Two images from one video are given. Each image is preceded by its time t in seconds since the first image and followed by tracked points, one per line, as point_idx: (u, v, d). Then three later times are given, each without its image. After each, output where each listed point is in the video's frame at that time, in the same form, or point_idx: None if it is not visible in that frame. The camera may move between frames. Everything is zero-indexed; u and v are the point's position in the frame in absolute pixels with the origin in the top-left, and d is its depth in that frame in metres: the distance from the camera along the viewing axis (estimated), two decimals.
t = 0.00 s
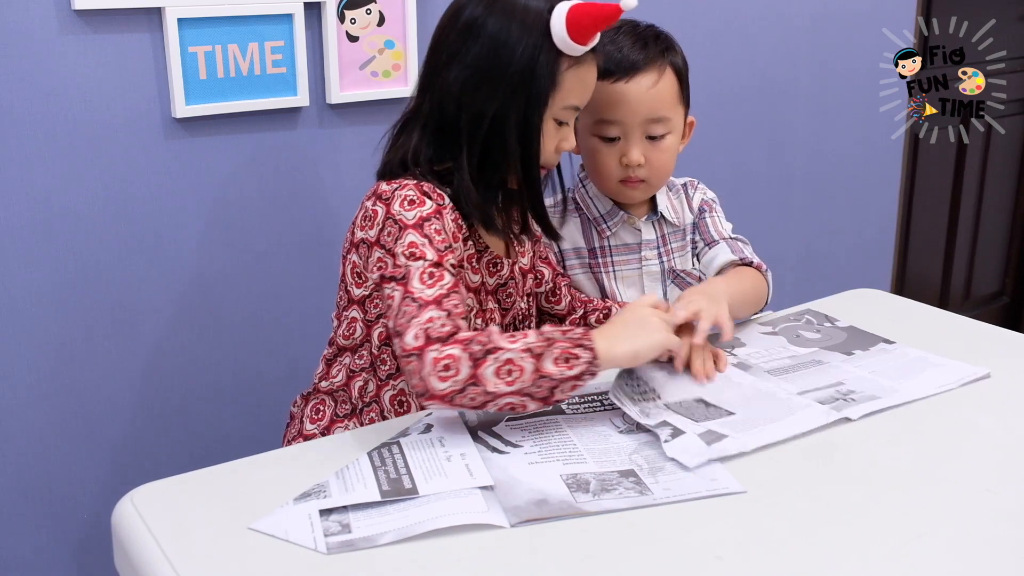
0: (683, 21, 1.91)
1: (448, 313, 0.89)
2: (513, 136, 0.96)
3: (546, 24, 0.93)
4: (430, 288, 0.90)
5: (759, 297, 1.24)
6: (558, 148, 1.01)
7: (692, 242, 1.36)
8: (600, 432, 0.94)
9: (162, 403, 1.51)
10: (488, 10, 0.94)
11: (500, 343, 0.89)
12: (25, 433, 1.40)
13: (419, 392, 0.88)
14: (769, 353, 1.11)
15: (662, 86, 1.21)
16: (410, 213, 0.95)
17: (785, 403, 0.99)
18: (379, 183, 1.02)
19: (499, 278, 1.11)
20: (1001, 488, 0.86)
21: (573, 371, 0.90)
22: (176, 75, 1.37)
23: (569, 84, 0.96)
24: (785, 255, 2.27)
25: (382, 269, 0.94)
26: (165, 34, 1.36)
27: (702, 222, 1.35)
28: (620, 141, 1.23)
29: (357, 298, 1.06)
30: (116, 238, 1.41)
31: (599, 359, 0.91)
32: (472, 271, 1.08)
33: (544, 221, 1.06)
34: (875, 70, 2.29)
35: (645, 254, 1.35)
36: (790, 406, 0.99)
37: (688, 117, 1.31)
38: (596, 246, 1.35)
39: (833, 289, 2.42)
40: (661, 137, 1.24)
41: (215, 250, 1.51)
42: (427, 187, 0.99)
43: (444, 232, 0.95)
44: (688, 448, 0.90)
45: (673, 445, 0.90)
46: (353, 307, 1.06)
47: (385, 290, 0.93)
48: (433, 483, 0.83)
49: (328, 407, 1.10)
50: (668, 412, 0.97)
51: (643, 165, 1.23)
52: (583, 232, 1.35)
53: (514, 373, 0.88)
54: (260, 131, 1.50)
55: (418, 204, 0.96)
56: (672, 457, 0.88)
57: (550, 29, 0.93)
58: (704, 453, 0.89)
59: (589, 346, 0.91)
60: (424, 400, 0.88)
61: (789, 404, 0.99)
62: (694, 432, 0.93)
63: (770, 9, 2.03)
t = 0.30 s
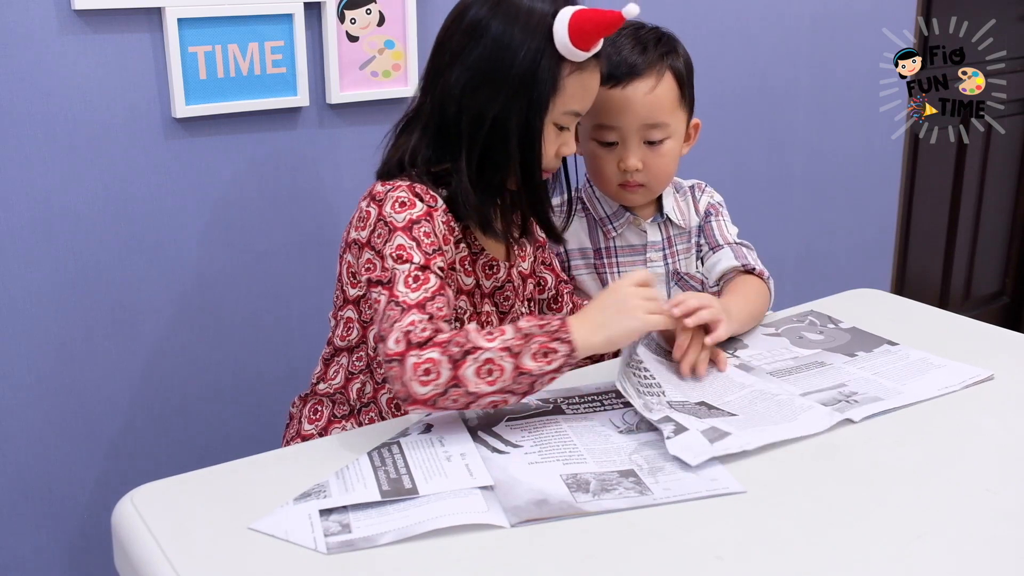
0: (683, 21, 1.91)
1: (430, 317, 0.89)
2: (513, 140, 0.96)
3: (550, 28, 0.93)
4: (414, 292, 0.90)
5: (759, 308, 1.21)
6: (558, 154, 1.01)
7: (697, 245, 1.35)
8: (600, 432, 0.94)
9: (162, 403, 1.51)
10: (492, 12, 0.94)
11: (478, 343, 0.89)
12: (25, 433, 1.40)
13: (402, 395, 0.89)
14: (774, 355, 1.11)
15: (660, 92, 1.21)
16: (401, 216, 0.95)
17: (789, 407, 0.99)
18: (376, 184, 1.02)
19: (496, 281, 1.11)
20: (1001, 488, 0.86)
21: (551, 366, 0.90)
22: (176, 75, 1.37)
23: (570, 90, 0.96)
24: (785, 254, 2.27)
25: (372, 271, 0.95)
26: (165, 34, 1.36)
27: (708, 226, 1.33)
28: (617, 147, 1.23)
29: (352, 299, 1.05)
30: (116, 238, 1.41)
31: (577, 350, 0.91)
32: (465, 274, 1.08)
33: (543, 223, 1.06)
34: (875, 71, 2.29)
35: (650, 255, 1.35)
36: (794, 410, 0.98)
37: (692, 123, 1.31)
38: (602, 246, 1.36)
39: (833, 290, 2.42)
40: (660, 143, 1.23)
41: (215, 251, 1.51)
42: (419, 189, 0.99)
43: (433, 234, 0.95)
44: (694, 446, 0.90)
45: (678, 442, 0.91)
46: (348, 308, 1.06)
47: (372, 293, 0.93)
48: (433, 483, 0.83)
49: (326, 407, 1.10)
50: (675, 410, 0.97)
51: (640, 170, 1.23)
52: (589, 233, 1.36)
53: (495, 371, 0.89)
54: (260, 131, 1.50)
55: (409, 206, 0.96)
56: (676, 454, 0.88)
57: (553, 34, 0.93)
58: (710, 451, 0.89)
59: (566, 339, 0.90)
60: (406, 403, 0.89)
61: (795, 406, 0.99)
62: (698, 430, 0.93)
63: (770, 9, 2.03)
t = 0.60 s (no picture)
0: (683, 20, 1.91)
1: (500, 283, 0.89)
2: (504, 133, 0.96)
3: (532, 17, 0.94)
4: (465, 262, 0.89)
5: (759, 305, 1.23)
6: (553, 144, 1.01)
7: (699, 245, 1.35)
8: (600, 433, 0.94)
9: (162, 403, 1.51)
10: (475, 6, 0.94)
11: (569, 310, 0.88)
12: (25, 433, 1.40)
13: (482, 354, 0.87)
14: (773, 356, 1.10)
15: (668, 94, 1.21)
16: (412, 202, 0.94)
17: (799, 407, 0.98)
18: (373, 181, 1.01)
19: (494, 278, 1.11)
20: (1001, 488, 0.85)
21: (646, 351, 0.88)
22: (176, 75, 1.37)
23: (560, 76, 0.97)
24: (785, 254, 2.27)
25: (397, 258, 0.93)
26: (165, 34, 1.36)
27: (711, 227, 1.34)
28: (623, 147, 1.23)
29: (355, 295, 1.05)
30: (116, 238, 1.41)
31: (673, 347, 0.89)
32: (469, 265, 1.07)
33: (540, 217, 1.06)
34: (875, 70, 2.29)
35: (652, 254, 1.35)
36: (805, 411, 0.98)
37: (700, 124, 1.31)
38: (604, 244, 1.35)
39: (833, 290, 2.42)
40: (665, 144, 1.23)
41: (215, 251, 1.51)
42: (422, 179, 0.97)
43: (449, 214, 0.95)
44: (727, 453, 0.88)
45: (708, 446, 0.89)
46: (351, 305, 1.06)
47: (410, 272, 0.91)
48: (433, 483, 0.83)
49: (322, 403, 1.09)
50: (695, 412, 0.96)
51: (646, 171, 1.23)
52: (591, 230, 1.35)
53: (585, 341, 0.87)
54: (260, 131, 1.50)
55: (417, 192, 0.95)
56: (708, 466, 0.87)
57: (537, 21, 0.94)
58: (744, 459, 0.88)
59: (665, 332, 0.89)
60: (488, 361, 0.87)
61: (800, 407, 0.99)
62: (723, 432, 0.92)
63: (770, 9, 2.03)
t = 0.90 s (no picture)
0: (683, 20, 1.91)
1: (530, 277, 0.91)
2: (509, 132, 0.96)
3: (535, 15, 0.94)
4: (489, 258, 0.90)
5: (761, 302, 1.22)
6: (556, 141, 1.01)
7: (700, 244, 1.36)
8: (600, 432, 0.94)
9: (162, 403, 1.51)
10: (475, 6, 0.95)
11: (608, 304, 0.91)
12: (25, 433, 1.40)
13: (522, 343, 0.88)
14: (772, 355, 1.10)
15: (672, 93, 1.21)
16: (425, 201, 0.94)
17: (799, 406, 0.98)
18: (379, 183, 1.00)
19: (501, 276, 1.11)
20: (1002, 488, 0.85)
21: (683, 346, 0.91)
22: (176, 75, 1.37)
23: (562, 74, 0.97)
24: (785, 254, 2.27)
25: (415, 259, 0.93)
26: (165, 34, 1.36)
27: (712, 226, 1.34)
28: (626, 144, 1.23)
29: (362, 296, 1.05)
30: (116, 238, 1.41)
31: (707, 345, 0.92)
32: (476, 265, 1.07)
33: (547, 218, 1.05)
34: (875, 70, 2.29)
35: (652, 252, 1.35)
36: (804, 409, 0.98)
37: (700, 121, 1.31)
38: (604, 242, 1.35)
39: (833, 290, 2.42)
40: (668, 142, 1.23)
41: (215, 251, 1.51)
42: (433, 179, 0.97)
43: (462, 211, 0.95)
44: (726, 435, 0.89)
45: (708, 427, 0.90)
46: (358, 305, 1.06)
47: (431, 270, 0.91)
48: (433, 483, 0.83)
49: (327, 401, 1.10)
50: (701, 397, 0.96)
51: (649, 168, 1.23)
52: (591, 228, 1.35)
53: (623, 332, 0.90)
54: (260, 131, 1.50)
55: (428, 192, 0.95)
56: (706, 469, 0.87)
57: (539, 20, 0.93)
58: (742, 440, 0.89)
59: (700, 332, 0.92)
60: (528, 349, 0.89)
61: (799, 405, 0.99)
62: (727, 411, 0.93)
63: (770, 9, 2.03)
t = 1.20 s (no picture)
0: (683, 20, 1.91)
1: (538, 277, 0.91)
2: (512, 132, 0.96)
3: (541, 19, 0.94)
4: (496, 258, 0.90)
5: (761, 305, 1.22)
6: (557, 145, 1.02)
7: (699, 245, 1.35)
8: (600, 432, 0.94)
9: (162, 403, 1.51)
10: (482, 6, 0.95)
11: (618, 304, 0.92)
12: (25, 433, 1.40)
13: (533, 341, 0.89)
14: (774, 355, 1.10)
15: (671, 92, 1.21)
16: (431, 201, 0.93)
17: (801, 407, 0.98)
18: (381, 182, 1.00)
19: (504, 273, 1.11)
20: (1002, 488, 0.85)
21: (692, 348, 0.91)
22: (176, 75, 1.37)
23: (566, 78, 0.97)
24: (786, 254, 2.27)
25: (421, 259, 0.93)
26: (165, 34, 1.36)
27: (710, 227, 1.34)
28: (625, 143, 1.23)
29: (366, 296, 1.05)
30: (116, 238, 1.41)
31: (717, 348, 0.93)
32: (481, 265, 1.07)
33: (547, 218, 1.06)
34: (875, 70, 2.29)
35: (650, 252, 1.35)
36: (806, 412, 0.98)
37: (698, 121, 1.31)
38: (601, 242, 1.35)
39: (833, 290, 2.42)
40: (667, 142, 1.23)
41: (215, 251, 1.51)
42: (438, 179, 0.97)
43: (468, 211, 0.95)
44: (724, 445, 0.90)
45: (708, 433, 0.91)
46: (361, 305, 1.06)
47: (437, 270, 0.91)
48: (433, 483, 0.83)
49: (330, 400, 1.09)
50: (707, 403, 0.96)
51: (647, 167, 1.23)
52: (588, 228, 1.35)
53: (633, 332, 0.90)
54: (260, 131, 1.50)
55: (434, 191, 0.95)
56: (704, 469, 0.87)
57: (545, 23, 0.94)
58: (741, 451, 0.89)
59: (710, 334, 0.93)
60: (538, 346, 0.89)
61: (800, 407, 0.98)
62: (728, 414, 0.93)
63: (770, 9, 2.03)
